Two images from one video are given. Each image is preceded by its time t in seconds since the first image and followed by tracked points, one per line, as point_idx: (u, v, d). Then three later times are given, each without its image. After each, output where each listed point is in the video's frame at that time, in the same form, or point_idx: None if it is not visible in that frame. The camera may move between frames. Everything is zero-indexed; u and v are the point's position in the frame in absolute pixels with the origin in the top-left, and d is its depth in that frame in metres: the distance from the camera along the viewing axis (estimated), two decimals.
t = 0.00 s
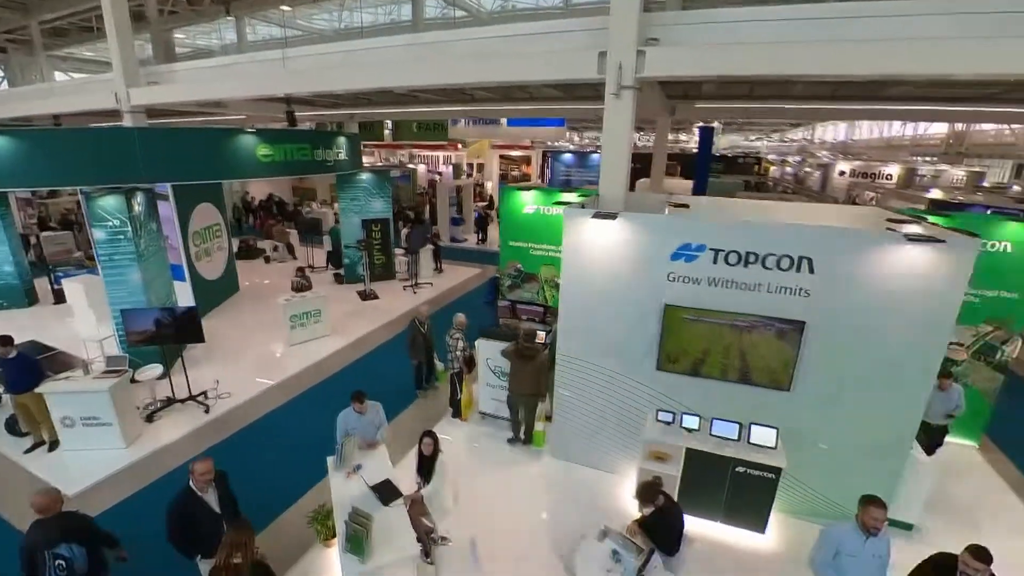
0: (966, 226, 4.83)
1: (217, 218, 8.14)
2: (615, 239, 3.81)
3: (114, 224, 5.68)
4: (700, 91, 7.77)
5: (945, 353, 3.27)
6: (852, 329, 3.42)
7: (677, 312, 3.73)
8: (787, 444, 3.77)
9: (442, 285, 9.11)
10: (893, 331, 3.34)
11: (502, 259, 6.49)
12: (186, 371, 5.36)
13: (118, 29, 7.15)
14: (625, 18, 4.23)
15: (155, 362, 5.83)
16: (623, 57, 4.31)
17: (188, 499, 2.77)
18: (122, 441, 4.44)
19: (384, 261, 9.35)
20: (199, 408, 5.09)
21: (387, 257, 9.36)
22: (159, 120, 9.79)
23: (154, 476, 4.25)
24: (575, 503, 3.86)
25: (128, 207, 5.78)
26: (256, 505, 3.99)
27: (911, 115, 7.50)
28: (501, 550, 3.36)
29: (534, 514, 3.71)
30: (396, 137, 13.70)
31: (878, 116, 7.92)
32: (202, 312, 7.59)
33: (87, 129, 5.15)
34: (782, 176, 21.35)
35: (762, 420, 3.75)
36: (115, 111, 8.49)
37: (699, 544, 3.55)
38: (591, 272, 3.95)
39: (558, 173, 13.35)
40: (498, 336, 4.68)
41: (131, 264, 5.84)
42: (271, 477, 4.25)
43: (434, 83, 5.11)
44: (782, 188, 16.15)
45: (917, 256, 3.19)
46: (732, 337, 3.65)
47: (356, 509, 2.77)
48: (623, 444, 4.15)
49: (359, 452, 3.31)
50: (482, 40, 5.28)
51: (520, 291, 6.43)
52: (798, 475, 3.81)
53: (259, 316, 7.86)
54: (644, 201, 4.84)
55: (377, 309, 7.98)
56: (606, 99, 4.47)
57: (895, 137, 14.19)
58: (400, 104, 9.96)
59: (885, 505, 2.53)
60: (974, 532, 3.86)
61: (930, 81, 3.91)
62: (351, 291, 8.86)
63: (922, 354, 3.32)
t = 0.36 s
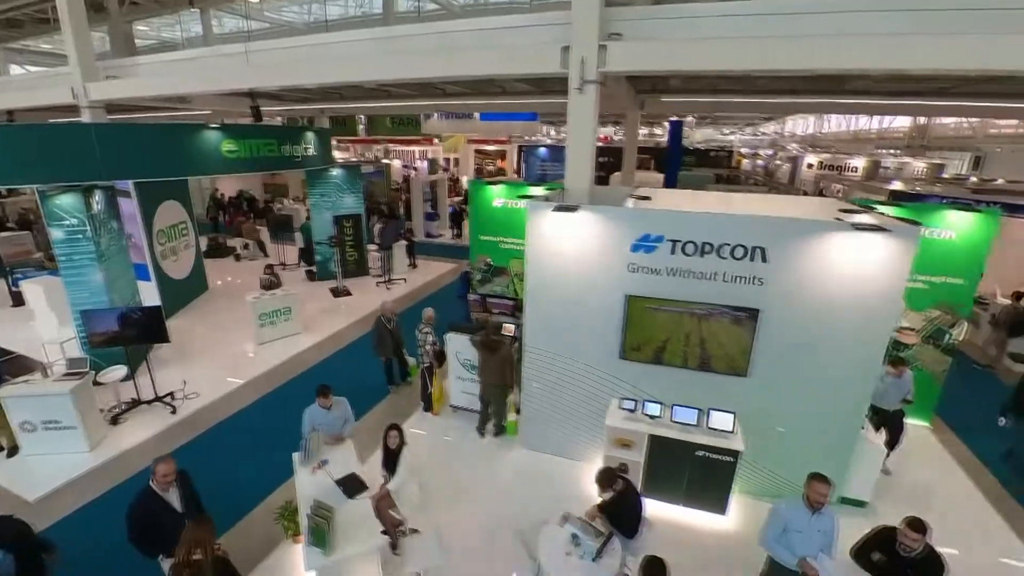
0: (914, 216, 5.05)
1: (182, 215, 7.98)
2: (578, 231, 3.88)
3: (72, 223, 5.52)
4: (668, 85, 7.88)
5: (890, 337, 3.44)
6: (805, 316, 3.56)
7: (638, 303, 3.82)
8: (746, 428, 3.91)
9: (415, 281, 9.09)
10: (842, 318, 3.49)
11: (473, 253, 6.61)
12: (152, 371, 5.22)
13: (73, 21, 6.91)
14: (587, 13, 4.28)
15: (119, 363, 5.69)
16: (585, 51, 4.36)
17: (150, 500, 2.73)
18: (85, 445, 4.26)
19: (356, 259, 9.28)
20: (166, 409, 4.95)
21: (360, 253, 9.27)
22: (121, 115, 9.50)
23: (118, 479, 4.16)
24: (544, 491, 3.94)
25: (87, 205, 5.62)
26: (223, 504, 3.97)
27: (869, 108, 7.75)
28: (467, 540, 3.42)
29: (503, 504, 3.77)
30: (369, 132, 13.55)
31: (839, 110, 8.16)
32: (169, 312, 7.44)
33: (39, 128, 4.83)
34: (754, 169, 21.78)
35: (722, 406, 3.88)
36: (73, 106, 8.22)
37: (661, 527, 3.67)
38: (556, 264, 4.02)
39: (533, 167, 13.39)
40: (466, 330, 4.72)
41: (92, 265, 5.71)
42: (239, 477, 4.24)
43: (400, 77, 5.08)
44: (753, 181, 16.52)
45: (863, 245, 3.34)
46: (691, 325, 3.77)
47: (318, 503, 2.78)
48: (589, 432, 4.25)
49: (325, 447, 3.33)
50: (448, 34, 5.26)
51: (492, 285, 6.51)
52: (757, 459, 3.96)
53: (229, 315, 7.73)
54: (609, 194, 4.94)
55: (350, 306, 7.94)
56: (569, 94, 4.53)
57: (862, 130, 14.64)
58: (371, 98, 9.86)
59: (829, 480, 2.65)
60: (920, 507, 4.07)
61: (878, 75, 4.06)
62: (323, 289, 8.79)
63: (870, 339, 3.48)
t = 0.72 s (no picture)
0: (872, 209, 5.24)
1: (149, 215, 7.78)
2: (546, 227, 3.93)
3: (29, 224, 5.35)
4: (639, 80, 7.95)
5: (845, 326, 3.58)
6: (766, 307, 3.68)
7: (606, 297, 3.89)
8: (713, 418, 4.03)
9: (391, 278, 9.05)
10: (801, 308, 3.62)
11: (445, 248, 6.68)
12: (118, 375, 5.11)
13: (27, 13, 6.65)
14: (554, 10, 4.31)
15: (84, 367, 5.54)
16: (553, 47, 4.39)
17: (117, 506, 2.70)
18: (48, 453, 4.14)
19: (330, 256, 9.17)
20: (133, 413, 4.85)
21: (334, 250, 9.19)
22: (81, 111, 9.19)
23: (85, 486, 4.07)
24: (518, 482, 4.02)
25: (45, 205, 5.44)
26: (194, 507, 3.94)
27: (833, 103, 7.95)
28: (441, 534, 3.47)
29: (476, 498, 3.83)
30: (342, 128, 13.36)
31: (806, 105, 8.35)
32: (135, 314, 7.27)
33: None
34: (728, 162, 22.12)
35: (688, 396, 3.99)
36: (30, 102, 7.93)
37: (630, 515, 3.77)
38: (525, 260, 4.06)
39: (510, 162, 13.38)
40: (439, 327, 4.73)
41: (53, 267, 5.52)
42: (210, 481, 4.21)
43: (370, 73, 5.04)
44: (725, 174, 16.80)
45: (819, 236, 3.46)
46: (658, 318, 3.85)
47: (287, 503, 2.78)
48: (561, 426, 4.32)
49: (296, 446, 3.33)
50: (417, 29, 5.20)
51: (467, 280, 6.54)
52: (722, 446, 4.09)
53: (200, 316, 7.60)
54: (579, 188, 4.99)
55: (325, 304, 7.87)
56: (538, 90, 4.56)
57: (830, 122, 15.10)
58: (343, 93, 9.71)
59: (785, 465, 2.75)
60: (877, 487, 4.26)
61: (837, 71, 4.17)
62: (297, 287, 8.69)
63: (827, 328, 3.62)
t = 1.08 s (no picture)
0: (838, 203, 5.40)
1: (116, 215, 7.57)
2: (521, 224, 3.96)
3: None
4: (613, 76, 8.02)
5: (811, 316, 3.70)
6: (736, 300, 3.78)
7: (581, 292, 3.95)
8: (687, 409, 4.13)
9: (368, 276, 8.99)
10: (769, 300, 3.73)
11: (422, 246, 6.68)
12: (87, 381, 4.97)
13: None
14: (527, 7, 4.32)
15: (51, 374, 5.38)
16: (526, 44, 4.39)
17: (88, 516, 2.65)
18: (15, 463, 4.02)
19: (306, 255, 9.02)
20: (104, 420, 4.74)
21: (310, 249, 9.05)
22: (42, 108, 8.86)
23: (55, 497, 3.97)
24: (497, 478, 4.07)
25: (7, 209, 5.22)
26: (170, 513, 3.89)
27: (801, 98, 8.14)
28: (421, 532, 3.50)
29: (455, 495, 3.86)
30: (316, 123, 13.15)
31: (776, 100, 8.54)
32: (104, 317, 7.07)
33: None
34: (703, 155, 22.47)
35: (662, 388, 4.09)
36: None
37: (607, 506, 3.85)
38: (501, 257, 4.08)
39: (487, 157, 13.35)
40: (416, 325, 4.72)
41: (15, 272, 5.32)
42: (186, 488, 4.15)
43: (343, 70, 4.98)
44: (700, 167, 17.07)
45: (785, 230, 3.57)
46: (632, 313, 3.92)
47: (265, 506, 2.77)
48: (540, 420, 4.38)
49: (272, 450, 3.31)
50: (391, 24, 5.14)
51: (444, 277, 6.54)
52: (696, 436, 4.20)
53: (172, 318, 7.44)
54: (554, 185, 5.04)
55: (301, 304, 7.78)
56: (512, 87, 4.57)
57: (802, 116, 15.50)
58: (316, 89, 9.55)
59: (754, 455, 2.83)
60: (843, 471, 4.44)
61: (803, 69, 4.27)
62: (272, 287, 8.57)
63: (794, 320, 3.74)
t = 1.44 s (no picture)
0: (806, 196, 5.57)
1: (81, 216, 7.34)
2: (497, 221, 3.99)
3: None
4: (589, 71, 8.05)
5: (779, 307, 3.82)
6: (708, 293, 3.88)
7: (558, 288, 4.00)
8: (663, 400, 4.23)
9: (346, 274, 8.91)
10: (739, 292, 3.84)
11: (400, 244, 6.68)
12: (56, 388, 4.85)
13: None
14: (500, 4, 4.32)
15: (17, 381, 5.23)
16: (499, 42, 4.41)
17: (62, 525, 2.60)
18: None
19: (282, 253, 8.89)
20: (75, 427, 4.63)
21: (285, 247, 8.91)
22: None
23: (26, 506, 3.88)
24: (478, 473, 4.12)
25: None
26: (147, 518, 3.85)
27: (772, 93, 8.31)
28: (402, 529, 3.53)
29: (436, 491, 3.90)
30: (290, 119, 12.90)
31: (747, 94, 8.70)
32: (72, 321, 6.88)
33: None
34: (679, 148, 22.72)
35: (639, 380, 4.18)
36: None
37: (586, 497, 3.94)
38: (478, 255, 4.11)
39: (465, 152, 13.27)
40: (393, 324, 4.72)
41: None
42: (163, 492, 4.10)
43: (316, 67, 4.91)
44: (676, 161, 17.28)
45: (754, 225, 3.67)
46: (608, 307, 3.99)
47: (243, 509, 2.77)
48: (520, 414, 4.43)
49: (251, 453, 3.30)
50: (364, 20, 5.08)
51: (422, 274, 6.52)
52: (672, 426, 4.31)
53: (144, 320, 7.28)
54: (530, 181, 5.08)
55: (277, 304, 7.68)
56: (486, 84, 4.58)
57: (774, 110, 15.80)
58: (288, 84, 9.37)
59: (724, 443, 2.94)
60: (812, 456, 4.61)
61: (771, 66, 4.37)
62: (248, 286, 8.44)
63: (763, 312, 3.86)
